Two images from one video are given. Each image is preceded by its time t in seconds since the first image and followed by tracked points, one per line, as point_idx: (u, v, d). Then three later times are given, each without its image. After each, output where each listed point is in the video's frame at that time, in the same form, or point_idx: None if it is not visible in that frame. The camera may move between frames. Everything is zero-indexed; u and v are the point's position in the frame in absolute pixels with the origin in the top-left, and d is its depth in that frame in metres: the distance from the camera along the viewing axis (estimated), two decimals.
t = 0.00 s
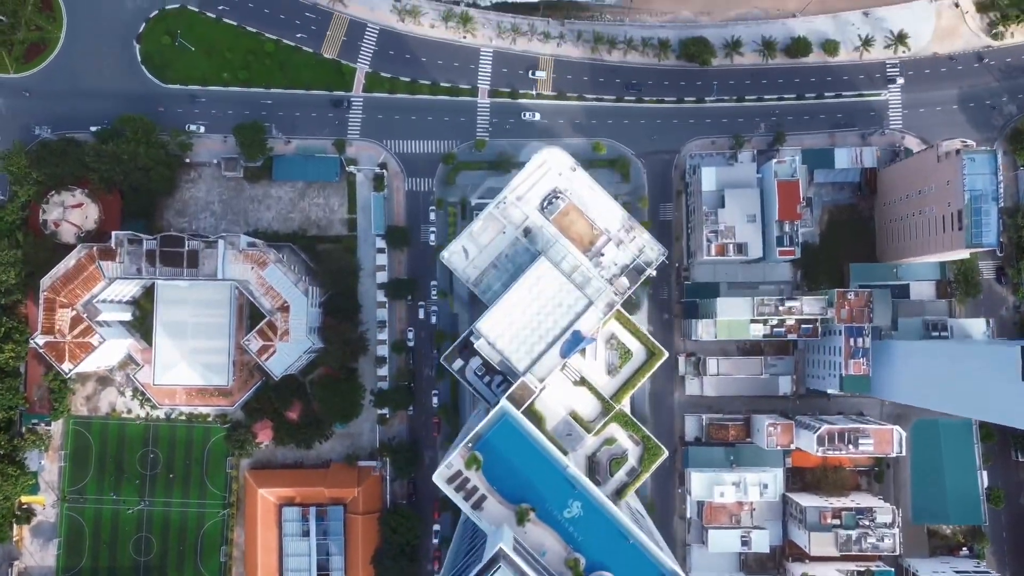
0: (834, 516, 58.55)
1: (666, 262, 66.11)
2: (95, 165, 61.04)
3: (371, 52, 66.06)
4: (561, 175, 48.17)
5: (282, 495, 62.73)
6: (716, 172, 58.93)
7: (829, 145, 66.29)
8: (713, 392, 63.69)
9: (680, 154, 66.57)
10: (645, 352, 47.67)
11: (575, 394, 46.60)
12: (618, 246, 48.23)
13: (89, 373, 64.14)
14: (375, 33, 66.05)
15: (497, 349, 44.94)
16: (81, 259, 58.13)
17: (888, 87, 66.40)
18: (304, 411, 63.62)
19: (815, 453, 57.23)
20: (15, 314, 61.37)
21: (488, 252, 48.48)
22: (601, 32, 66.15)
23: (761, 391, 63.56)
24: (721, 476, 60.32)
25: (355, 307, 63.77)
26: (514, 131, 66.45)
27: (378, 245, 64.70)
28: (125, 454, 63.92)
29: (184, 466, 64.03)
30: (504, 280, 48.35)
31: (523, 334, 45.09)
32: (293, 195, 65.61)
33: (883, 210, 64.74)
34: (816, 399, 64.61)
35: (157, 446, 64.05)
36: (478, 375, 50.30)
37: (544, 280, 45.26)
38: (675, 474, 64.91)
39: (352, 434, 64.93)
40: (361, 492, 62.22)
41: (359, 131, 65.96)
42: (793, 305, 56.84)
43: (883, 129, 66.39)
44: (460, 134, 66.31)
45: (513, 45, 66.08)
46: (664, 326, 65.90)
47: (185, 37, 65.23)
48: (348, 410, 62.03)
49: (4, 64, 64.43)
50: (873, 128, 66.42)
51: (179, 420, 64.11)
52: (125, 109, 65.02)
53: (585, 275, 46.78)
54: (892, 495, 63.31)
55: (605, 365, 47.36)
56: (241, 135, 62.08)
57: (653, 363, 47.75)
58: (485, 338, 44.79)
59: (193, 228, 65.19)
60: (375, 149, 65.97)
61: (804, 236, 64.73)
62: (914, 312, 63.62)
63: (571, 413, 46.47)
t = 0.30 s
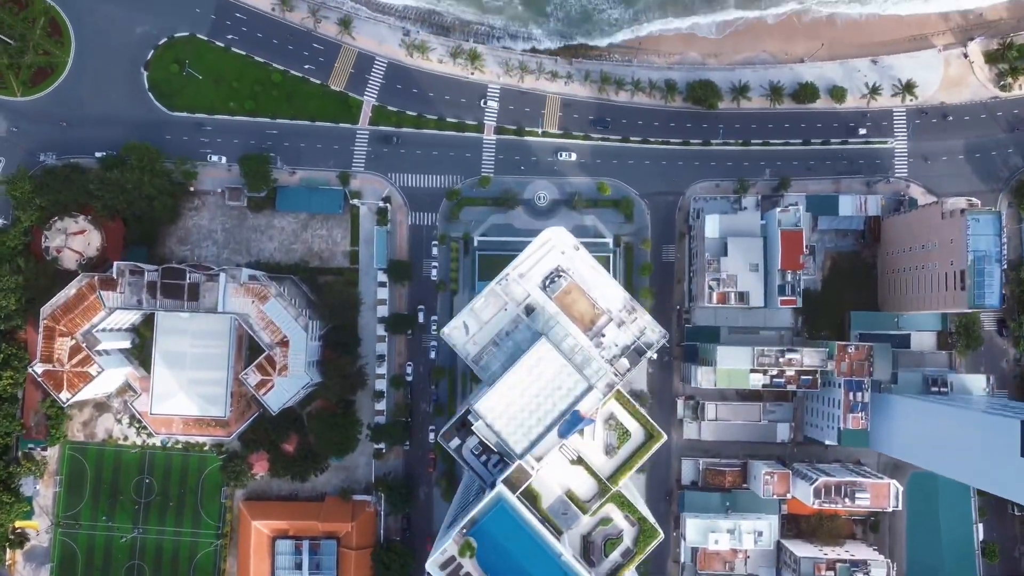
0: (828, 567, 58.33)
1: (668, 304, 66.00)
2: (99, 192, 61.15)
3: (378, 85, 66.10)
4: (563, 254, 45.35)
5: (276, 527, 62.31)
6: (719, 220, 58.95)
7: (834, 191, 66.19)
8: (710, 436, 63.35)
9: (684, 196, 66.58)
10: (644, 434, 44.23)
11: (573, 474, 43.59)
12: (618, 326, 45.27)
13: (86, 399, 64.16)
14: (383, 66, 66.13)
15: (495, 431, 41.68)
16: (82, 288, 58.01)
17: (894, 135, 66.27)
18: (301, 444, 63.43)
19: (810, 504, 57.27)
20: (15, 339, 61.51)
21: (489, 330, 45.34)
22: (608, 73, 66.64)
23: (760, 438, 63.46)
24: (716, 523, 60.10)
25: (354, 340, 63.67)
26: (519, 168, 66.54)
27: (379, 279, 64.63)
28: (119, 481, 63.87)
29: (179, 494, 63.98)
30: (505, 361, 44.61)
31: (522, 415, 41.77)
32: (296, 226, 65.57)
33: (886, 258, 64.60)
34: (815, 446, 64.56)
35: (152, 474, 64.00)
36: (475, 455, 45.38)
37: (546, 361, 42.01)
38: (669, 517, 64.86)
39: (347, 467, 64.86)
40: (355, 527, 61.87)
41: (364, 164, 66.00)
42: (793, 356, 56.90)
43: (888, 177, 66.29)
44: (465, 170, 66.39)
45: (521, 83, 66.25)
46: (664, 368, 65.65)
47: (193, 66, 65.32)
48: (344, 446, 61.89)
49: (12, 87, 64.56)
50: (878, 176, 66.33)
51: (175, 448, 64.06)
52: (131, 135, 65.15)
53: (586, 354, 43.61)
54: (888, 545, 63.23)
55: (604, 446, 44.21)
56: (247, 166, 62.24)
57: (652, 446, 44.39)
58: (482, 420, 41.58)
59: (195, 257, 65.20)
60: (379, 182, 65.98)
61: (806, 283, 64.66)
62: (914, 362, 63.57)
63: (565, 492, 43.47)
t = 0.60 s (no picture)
0: None
1: (669, 346, 65.72)
2: (102, 224, 61.20)
3: (384, 120, 66.13)
4: (565, 331, 44.74)
5: (271, 562, 62.18)
6: (723, 267, 58.88)
7: (838, 237, 66.07)
8: (708, 480, 63.40)
9: (688, 238, 66.52)
10: (644, 516, 43.87)
11: (570, 553, 43.45)
12: (620, 408, 44.51)
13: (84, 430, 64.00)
14: (389, 101, 66.16)
15: (492, 514, 39.86)
16: (82, 321, 58.00)
17: (899, 181, 66.18)
18: (299, 479, 63.38)
19: (807, 554, 57.09)
20: (14, 369, 61.28)
21: (490, 408, 44.13)
22: (614, 113, 66.76)
23: (758, 483, 63.24)
24: (713, 569, 60.02)
25: (354, 376, 63.61)
26: (522, 206, 66.54)
27: (381, 315, 64.52)
28: (116, 512, 63.71)
29: (175, 526, 63.82)
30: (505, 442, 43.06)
31: (521, 498, 40.15)
32: (298, 259, 65.49)
33: (889, 305, 64.46)
34: (813, 492, 64.41)
35: (148, 505, 63.88)
36: (472, 535, 45.61)
37: (546, 443, 40.62)
38: (666, 560, 64.61)
39: (344, 502, 64.68)
40: (351, 565, 61.59)
41: (368, 199, 66.02)
42: (794, 407, 56.66)
43: (892, 223, 66.17)
44: (469, 206, 66.38)
45: (527, 121, 66.29)
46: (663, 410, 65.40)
47: (199, 98, 65.26)
48: (341, 483, 61.46)
49: (17, 115, 64.46)
50: (882, 222, 66.22)
51: (173, 480, 63.95)
52: (135, 165, 65.07)
53: (587, 435, 42.14)
54: None
55: (602, 527, 43.73)
56: (252, 200, 62.08)
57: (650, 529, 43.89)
58: (478, 501, 39.86)
59: (197, 288, 65.15)
60: (383, 218, 66.00)
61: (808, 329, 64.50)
62: (914, 411, 63.17)
63: (564, 572, 43.28)
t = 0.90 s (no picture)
0: None
1: (670, 386, 65.58)
2: (103, 262, 61.08)
3: (387, 158, 66.14)
4: (567, 413, 43.67)
5: None
6: (723, 312, 59.16)
7: (840, 278, 65.94)
8: (708, 522, 62.98)
9: (689, 278, 66.41)
10: None
11: None
12: (621, 491, 43.39)
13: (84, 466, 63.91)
14: (392, 139, 66.15)
15: None
16: (82, 361, 58.04)
17: (901, 223, 66.08)
18: (297, 518, 63.28)
19: None
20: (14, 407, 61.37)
21: (490, 491, 43.49)
22: (616, 152, 66.79)
23: (758, 525, 63.13)
24: None
25: (354, 416, 63.48)
26: (524, 244, 66.45)
27: (381, 353, 64.45)
28: (114, 549, 63.60)
29: (173, 564, 63.71)
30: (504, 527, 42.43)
31: None
32: (299, 296, 65.44)
33: (890, 348, 64.28)
34: (813, 535, 64.31)
35: (147, 542, 63.77)
36: None
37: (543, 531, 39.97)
38: None
39: (343, 541, 64.56)
40: None
41: (369, 237, 65.98)
42: (794, 454, 56.79)
43: (894, 265, 66.02)
44: (471, 244, 66.32)
45: (529, 161, 66.30)
46: (663, 451, 65.19)
47: (201, 134, 65.26)
48: (340, 522, 61.19)
49: (19, 150, 64.49)
50: (885, 264, 66.05)
51: (171, 517, 63.81)
52: (136, 201, 65.06)
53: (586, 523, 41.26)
54: None
55: None
56: (254, 238, 62.34)
57: None
58: None
59: (197, 325, 65.06)
60: (385, 256, 65.93)
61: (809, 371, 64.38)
62: (915, 456, 62.93)
63: None
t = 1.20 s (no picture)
0: None
1: (671, 427, 65.42)
2: (103, 304, 60.78)
3: (388, 197, 66.12)
4: (567, 497, 39.75)
5: None
6: (725, 356, 58.94)
7: (841, 318, 65.85)
8: (708, 564, 63.18)
9: (690, 317, 66.26)
10: None
11: None
12: None
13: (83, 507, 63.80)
14: (393, 178, 66.10)
15: None
16: (82, 405, 57.98)
17: (902, 263, 65.98)
18: (297, 559, 62.95)
19: None
20: (14, 449, 61.50)
21: None
22: (617, 192, 66.68)
23: (757, 567, 63.22)
24: None
25: (355, 457, 63.37)
26: (525, 284, 66.35)
27: (381, 393, 64.35)
28: None
29: None
30: None
31: None
32: (300, 336, 65.34)
33: (892, 390, 64.12)
34: None
35: None
36: None
37: None
38: None
39: None
40: None
41: (369, 276, 65.92)
42: (794, 502, 56.55)
43: (895, 305, 65.91)
44: (472, 284, 66.24)
45: (530, 200, 66.27)
46: (664, 491, 65.01)
47: (201, 175, 65.24)
48: (340, 564, 60.53)
49: (19, 190, 64.40)
50: (886, 303, 65.96)
51: (170, 559, 63.55)
52: (137, 241, 65.02)
53: None
54: None
55: None
56: (254, 279, 62.34)
57: None
58: None
59: (197, 364, 65.07)
60: (385, 295, 65.90)
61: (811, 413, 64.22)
62: (917, 498, 62.65)
63: None
